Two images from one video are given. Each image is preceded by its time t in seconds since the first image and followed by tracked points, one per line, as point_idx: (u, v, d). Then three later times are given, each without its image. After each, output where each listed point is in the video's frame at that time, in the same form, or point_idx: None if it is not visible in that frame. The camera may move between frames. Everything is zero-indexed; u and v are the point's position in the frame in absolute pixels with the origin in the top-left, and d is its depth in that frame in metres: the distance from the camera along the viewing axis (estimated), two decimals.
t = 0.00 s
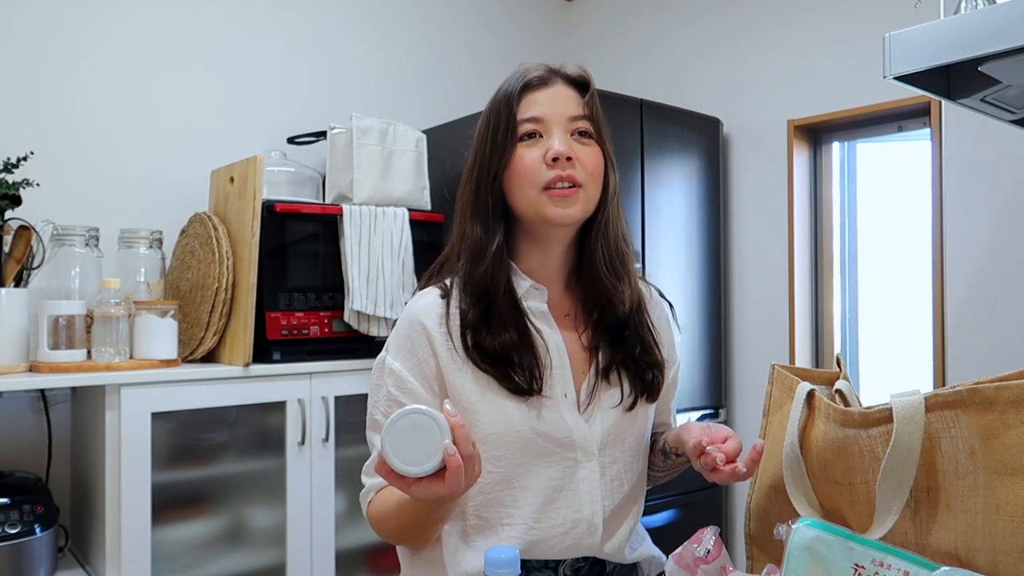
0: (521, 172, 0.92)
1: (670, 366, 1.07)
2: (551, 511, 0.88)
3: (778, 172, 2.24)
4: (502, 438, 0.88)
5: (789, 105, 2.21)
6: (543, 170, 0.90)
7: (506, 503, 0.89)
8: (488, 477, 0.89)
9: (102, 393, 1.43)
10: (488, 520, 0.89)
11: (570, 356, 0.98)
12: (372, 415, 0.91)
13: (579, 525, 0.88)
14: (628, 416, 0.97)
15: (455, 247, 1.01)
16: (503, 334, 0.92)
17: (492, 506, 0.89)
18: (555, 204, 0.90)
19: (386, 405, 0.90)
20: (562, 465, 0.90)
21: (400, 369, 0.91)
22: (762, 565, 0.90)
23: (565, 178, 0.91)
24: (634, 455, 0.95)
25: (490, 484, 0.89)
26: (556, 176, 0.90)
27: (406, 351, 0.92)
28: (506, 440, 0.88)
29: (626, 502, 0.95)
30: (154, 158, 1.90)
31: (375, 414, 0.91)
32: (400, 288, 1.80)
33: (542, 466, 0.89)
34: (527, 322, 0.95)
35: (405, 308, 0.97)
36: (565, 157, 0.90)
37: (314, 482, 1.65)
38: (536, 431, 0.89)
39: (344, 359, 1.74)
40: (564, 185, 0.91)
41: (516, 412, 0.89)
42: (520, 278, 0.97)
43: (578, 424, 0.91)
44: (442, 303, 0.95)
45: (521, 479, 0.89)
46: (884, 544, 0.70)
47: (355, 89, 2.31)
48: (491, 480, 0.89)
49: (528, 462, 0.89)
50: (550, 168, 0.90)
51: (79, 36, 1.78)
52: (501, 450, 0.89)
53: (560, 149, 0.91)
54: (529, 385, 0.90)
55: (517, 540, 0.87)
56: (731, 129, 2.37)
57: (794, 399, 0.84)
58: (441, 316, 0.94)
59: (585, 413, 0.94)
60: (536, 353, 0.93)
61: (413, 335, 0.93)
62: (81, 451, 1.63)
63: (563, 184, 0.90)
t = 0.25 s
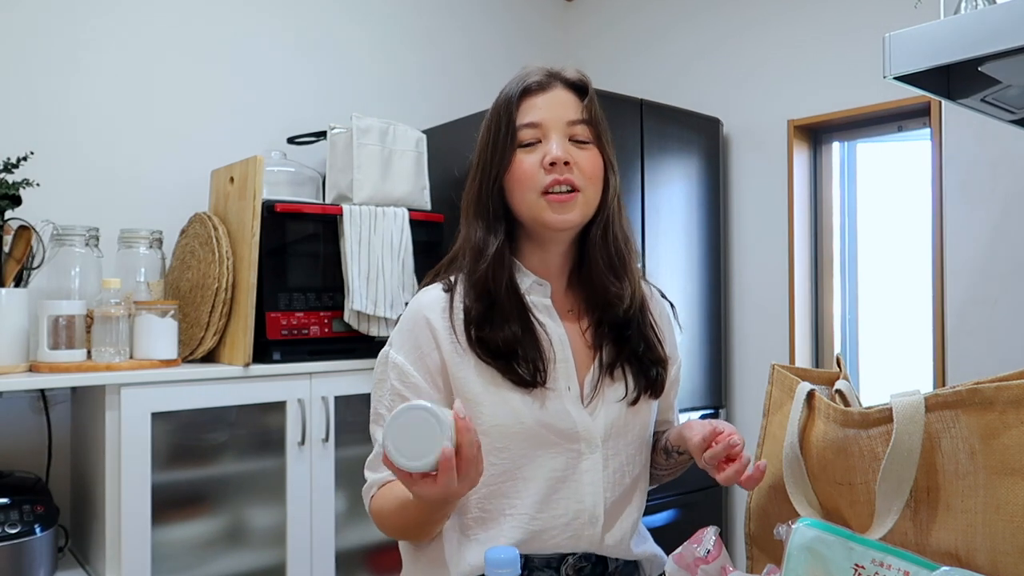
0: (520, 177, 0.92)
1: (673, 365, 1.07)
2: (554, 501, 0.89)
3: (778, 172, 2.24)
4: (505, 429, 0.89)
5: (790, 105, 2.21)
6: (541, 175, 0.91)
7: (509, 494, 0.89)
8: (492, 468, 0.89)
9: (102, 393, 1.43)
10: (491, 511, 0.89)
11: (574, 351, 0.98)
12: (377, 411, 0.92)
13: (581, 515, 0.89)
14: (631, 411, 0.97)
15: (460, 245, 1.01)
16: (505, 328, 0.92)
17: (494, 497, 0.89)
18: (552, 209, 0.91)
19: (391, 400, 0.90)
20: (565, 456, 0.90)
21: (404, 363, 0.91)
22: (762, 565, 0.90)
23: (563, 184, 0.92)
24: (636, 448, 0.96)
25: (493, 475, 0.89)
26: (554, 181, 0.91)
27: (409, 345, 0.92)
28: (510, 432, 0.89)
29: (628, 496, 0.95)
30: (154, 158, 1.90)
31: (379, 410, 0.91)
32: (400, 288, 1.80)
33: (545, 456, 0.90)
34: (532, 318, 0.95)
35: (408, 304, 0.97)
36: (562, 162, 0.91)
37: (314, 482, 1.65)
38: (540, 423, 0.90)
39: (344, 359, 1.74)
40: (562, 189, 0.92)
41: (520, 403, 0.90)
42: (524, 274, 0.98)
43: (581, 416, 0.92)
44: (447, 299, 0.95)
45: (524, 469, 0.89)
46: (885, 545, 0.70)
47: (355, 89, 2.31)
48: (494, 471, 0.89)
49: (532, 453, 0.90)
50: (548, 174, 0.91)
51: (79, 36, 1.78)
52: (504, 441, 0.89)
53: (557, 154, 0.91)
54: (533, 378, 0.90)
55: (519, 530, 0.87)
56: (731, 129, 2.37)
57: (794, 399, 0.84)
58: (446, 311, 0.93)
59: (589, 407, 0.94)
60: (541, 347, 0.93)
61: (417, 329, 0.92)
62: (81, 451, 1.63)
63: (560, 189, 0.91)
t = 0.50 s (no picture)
0: (502, 196, 0.94)
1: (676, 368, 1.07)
2: (552, 493, 0.90)
3: (778, 172, 2.24)
4: (506, 419, 0.90)
5: (790, 105, 2.21)
6: (519, 195, 0.91)
7: (508, 484, 0.90)
8: (491, 458, 0.90)
9: (102, 393, 1.43)
10: (489, 503, 0.89)
11: (576, 346, 0.99)
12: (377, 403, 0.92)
13: (578, 509, 0.90)
14: (633, 408, 0.97)
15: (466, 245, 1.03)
16: (507, 324, 0.93)
17: (493, 487, 0.90)
18: (534, 226, 0.92)
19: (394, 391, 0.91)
20: (565, 448, 0.91)
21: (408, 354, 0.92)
22: (762, 565, 0.90)
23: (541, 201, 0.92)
24: (636, 446, 0.96)
25: (491, 465, 0.90)
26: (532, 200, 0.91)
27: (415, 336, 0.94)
28: (512, 422, 0.90)
29: (625, 493, 0.95)
30: (155, 158, 1.90)
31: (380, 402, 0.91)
32: (400, 288, 1.80)
33: (544, 448, 0.90)
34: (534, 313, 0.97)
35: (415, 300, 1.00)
36: (537, 181, 0.91)
37: (314, 482, 1.65)
38: (541, 414, 0.90)
39: (344, 359, 1.74)
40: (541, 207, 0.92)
41: (520, 392, 0.91)
42: (528, 272, 1.00)
43: (582, 410, 0.92)
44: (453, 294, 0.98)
45: (524, 460, 0.90)
46: (885, 545, 0.70)
47: (355, 88, 2.31)
48: (493, 461, 0.90)
49: (532, 445, 0.90)
50: (525, 194, 0.91)
51: (78, 35, 1.78)
52: (504, 430, 0.90)
53: (532, 173, 0.91)
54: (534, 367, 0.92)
55: (514, 519, 0.88)
56: (731, 129, 2.37)
57: (794, 399, 0.84)
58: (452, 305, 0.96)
59: (591, 402, 0.95)
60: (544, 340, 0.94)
61: (423, 322, 0.95)
62: (81, 451, 1.63)
63: (539, 207, 0.92)
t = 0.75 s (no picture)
0: (496, 198, 0.94)
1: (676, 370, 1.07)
2: (549, 491, 0.90)
3: (778, 172, 2.24)
4: (503, 415, 0.90)
5: (790, 105, 2.21)
6: (512, 196, 0.92)
7: (505, 481, 0.90)
8: (489, 454, 0.89)
9: (102, 393, 1.43)
10: (485, 499, 0.89)
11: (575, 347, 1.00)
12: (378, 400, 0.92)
13: (574, 508, 0.89)
14: (632, 408, 0.97)
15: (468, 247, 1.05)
16: (505, 325, 0.94)
17: (490, 485, 0.90)
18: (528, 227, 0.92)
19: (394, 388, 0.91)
20: (562, 446, 0.91)
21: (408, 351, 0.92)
22: (762, 565, 0.90)
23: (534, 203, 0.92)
24: (634, 446, 0.96)
25: (489, 462, 0.89)
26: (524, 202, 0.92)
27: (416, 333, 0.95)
28: (508, 420, 0.90)
29: (622, 492, 0.95)
30: (155, 158, 1.90)
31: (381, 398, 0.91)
32: (400, 288, 1.80)
33: (542, 446, 0.91)
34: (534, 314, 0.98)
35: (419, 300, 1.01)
36: (528, 182, 0.91)
37: (314, 482, 1.65)
38: (539, 412, 0.90)
39: (344, 359, 1.74)
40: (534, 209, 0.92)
41: (518, 389, 0.91)
42: (528, 273, 1.01)
43: (580, 409, 0.92)
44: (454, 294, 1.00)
45: (521, 458, 0.90)
46: (885, 544, 0.70)
47: (355, 88, 2.31)
48: (491, 458, 0.89)
49: (530, 443, 0.90)
50: (517, 195, 0.92)
51: (78, 35, 1.78)
52: (502, 427, 0.90)
53: (523, 175, 0.91)
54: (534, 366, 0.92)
55: (510, 516, 0.88)
56: (731, 129, 2.37)
57: (794, 399, 0.85)
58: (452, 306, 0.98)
59: (590, 401, 0.95)
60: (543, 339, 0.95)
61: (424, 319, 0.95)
62: (81, 450, 1.63)
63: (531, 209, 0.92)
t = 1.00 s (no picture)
0: (498, 197, 0.94)
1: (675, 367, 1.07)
2: (548, 492, 0.90)
3: (778, 172, 2.24)
4: (503, 417, 0.89)
5: (790, 105, 2.21)
6: (515, 195, 0.92)
7: (504, 482, 0.90)
8: (489, 456, 0.89)
9: (102, 393, 1.43)
10: (484, 501, 0.89)
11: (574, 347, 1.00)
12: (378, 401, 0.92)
13: (573, 509, 0.89)
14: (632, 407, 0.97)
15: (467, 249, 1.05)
16: (505, 327, 0.94)
17: (490, 486, 0.89)
18: (531, 225, 0.93)
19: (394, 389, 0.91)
20: (562, 447, 0.91)
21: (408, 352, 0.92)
22: (762, 565, 0.90)
23: (536, 200, 0.92)
24: (634, 447, 0.96)
25: (489, 463, 0.89)
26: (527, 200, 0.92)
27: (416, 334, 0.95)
28: (506, 422, 0.89)
29: (623, 493, 0.95)
30: (155, 158, 1.90)
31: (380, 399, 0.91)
32: (400, 287, 1.80)
33: (541, 448, 0.91)
34: (533, 315, 0.97)
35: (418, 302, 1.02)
36: (532, 181, 0.91)
37: (314, 482, 1.64)
38: (539, 413, 0.90)
39: (344, 359, 1.74)
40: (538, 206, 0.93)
41: (519, 392, 0.91)
42: (527, 273, 1.01)
43: (580, 409, 0.92)
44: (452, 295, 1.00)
45: (521, 459, 0.90)
46: (885, 544, 0.70)
47: (355, 88, 2.31)
48: (491, 460, 0.89)
49: (529, 444, 0.90)
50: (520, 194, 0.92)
51: (79, 35, 1.78)
52: (502, 429, 0.89)
53: (527, 173, 0.91)
54: (532, 367, 0.92)
55: (509, 517, 0.88)
56: (731, 129, 2.37)
57: (794, 398, 0.84)
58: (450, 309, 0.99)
59: (589, 401, 0.95)
60: (542, 339, 0.95)
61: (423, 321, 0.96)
62: (81, 450, 1.63)
63: (535, 207, 0.92)
